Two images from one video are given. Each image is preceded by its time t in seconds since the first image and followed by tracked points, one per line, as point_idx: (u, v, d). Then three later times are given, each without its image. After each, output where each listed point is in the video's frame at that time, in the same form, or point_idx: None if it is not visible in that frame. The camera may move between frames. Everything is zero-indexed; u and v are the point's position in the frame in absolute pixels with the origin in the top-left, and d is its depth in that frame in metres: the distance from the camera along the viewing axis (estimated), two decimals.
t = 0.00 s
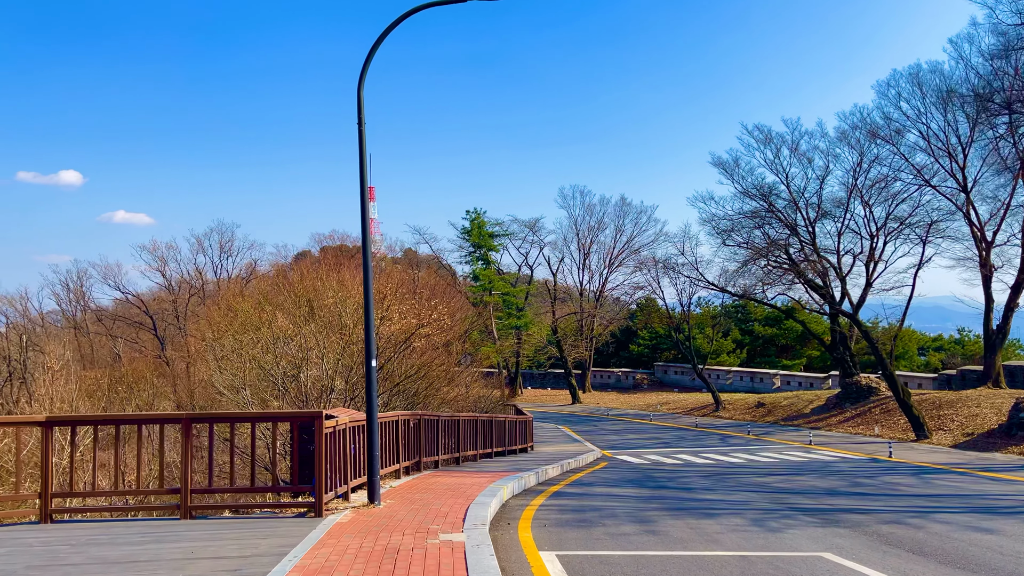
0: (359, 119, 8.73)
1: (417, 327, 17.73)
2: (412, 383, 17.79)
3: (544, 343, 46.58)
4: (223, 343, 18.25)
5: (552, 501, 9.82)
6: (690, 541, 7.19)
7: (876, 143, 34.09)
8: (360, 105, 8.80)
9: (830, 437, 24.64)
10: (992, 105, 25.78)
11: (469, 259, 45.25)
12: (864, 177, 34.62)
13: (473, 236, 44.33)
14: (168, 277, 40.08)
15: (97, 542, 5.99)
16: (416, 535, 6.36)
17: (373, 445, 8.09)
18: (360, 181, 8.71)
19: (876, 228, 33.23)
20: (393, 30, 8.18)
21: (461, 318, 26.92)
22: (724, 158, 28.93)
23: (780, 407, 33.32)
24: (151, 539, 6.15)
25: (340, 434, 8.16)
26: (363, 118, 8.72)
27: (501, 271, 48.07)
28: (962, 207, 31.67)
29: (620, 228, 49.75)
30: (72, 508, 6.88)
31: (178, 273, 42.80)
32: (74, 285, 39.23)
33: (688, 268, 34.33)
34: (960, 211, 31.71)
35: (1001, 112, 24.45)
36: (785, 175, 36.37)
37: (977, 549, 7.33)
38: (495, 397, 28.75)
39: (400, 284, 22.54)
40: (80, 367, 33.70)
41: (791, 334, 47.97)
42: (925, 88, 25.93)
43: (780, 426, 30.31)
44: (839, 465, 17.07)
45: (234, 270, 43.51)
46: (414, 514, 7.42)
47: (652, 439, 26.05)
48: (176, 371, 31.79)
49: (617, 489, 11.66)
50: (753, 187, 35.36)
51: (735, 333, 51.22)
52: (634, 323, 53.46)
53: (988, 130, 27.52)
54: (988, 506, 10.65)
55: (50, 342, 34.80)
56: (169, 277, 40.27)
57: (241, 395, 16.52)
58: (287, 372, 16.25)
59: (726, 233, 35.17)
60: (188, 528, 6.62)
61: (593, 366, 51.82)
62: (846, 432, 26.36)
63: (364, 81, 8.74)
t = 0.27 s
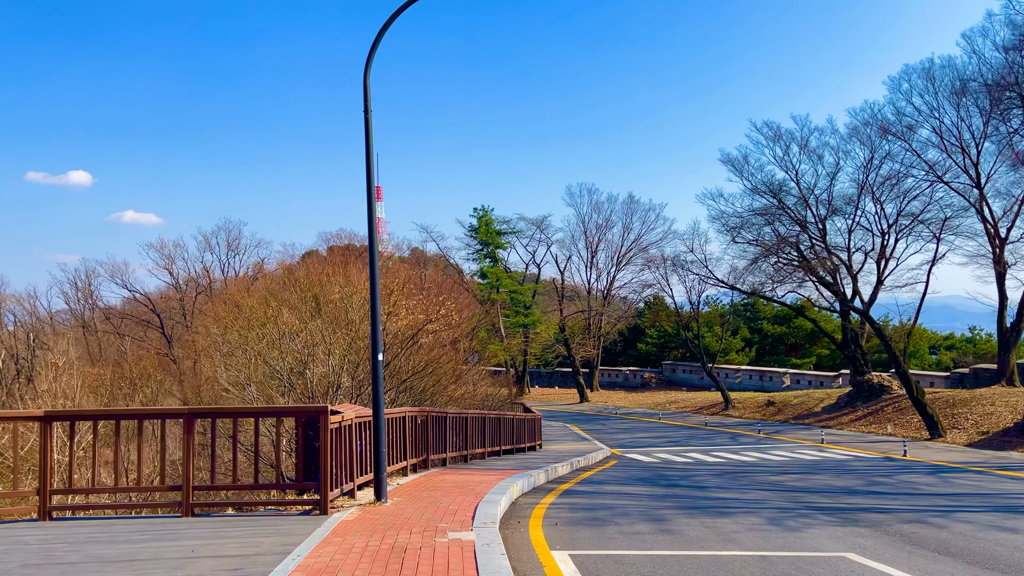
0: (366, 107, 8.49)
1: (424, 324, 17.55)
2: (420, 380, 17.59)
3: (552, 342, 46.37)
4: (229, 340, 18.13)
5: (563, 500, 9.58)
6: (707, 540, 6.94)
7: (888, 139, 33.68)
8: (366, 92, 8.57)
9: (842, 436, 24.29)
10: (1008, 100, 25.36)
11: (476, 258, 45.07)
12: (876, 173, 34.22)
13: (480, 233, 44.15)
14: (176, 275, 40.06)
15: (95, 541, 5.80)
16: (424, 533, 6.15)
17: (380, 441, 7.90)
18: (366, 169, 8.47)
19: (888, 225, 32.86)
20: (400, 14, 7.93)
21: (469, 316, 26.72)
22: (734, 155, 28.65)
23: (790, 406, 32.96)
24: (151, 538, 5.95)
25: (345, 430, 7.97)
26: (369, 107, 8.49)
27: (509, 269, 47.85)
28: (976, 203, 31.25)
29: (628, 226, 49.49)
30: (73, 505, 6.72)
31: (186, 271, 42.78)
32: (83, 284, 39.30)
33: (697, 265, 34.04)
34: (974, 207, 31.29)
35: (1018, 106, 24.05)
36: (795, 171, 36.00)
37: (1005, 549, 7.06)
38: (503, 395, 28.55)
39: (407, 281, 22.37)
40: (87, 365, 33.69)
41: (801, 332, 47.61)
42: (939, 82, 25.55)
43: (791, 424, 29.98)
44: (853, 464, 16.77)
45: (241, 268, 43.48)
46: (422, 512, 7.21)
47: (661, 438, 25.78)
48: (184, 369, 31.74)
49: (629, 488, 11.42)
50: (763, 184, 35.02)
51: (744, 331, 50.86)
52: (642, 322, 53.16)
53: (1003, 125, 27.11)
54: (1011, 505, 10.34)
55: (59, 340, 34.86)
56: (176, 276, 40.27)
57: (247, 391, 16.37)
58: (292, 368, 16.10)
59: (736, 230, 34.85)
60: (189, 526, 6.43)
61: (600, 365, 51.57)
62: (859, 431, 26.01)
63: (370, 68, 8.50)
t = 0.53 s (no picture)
0: (372, 101, 8.26)
1: (432, 323, 17.34)
2: (427, 381, 17.39)
3: (560, 341, 46.13)
4: (234, 339, 18.00)
5: (575, 504, 9.35)
6: (725, 548, 6.71)
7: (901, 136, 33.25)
8: (372, 87, 8.34)
9: (855, 437, 23.94)
10: None
11: (484, 257, 44.87)
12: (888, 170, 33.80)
13: (488, 232, 43.96)
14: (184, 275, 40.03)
15: (92, 550, 5.60)
16: (432, 541, 5.93)
17: (387, 444, 7.69)
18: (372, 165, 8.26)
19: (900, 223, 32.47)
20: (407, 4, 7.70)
21: (476, 315, 26.51)
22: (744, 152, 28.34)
23: (801, 406, 32.59)
24: (150, 545, 5.75)
25: (351, 433, 7.77)
26: (375, 102, 8.27)
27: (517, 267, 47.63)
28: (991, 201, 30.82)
29: (637, 225, 49.17)
30: (71, 510, 6.54)
31: (194, 271, 42.77)
32: (92, 284, 39.36)
33: (707, 264, 33.73)
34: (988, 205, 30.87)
35: None
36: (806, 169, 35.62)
37: None
38: (511, 395, 28.34)
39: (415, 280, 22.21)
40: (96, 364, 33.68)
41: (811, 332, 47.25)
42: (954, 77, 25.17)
43: (802, 425, 29.62)
44: (868, 466, 16.46)
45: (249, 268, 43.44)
46: (430, 518, 7.00)
47: (671, 439, 25.51)
48: (192, 368, 31.68)
49: (641, 491, 11.17)
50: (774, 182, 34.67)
51: (754, 331, 50.46)
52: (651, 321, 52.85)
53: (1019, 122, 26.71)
54: None
55: (68, 339, 34.94)
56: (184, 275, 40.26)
57: (252, 392, 16.22)
58: (298, 368, 15.93)
59: (746, 229, 34.51)
60: (191, 533, 6.24)
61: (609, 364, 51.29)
62: (872, 432, 25.63)
63: (376, 63, 8.27)
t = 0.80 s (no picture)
0: (377, 88, 8.01)
1: (438, 319, 17.17)
2: (433, 377, 17.19)
3: (567, 339, 45.91)
4: (238, 336, 17.87)
5: (583, 502, 9.14)
6: (740, 547, 6.49)
7: (912, 132, 32.85)
8: (376, 73, 8.08)
9: (867, 435, 23.62)
10: None
11: (490, 254, 44.66)
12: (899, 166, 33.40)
13: (495, 229, 43.77)
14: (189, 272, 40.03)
15: (87, 549, 5.43)
16: (437, 541, 5.72)
17: (391, 441, 7.51)
18: (377, 156, 8.04)
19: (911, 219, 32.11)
20: None
21: (483, 312, 26.33)
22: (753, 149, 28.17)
23: (810, 404, 32.26)
24: (145, 544, 5.57)
25: (355, 428, 7.58)
26: (380, 90, 7.99)
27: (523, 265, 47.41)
28: (1004, 197, 30.39)
29: (643, 222, 48.88)
30: (67, 508, 6.39)
31: (200, 269, 42.77)
32: (98, 281, 39.39)
33: (715, 261, 33.44)
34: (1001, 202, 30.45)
35: None
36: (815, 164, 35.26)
37: None
38: (517, 392, 28.17)
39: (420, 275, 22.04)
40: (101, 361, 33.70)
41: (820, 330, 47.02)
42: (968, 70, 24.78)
43: (811, 423, 29.31)
44: (880, 464, 16.17)
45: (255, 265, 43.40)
46: (435, 517, 6.80)
47: (679, 436, 25.26)
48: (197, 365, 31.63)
49: (651, 489, 10.95)
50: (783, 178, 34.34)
51: (762, 328, 50.11)
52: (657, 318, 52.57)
53: None
54: None
55: (74, 337, 34.96)
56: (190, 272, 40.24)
57: (255, 388, 16.05)
58: (302, 364, 15.77)
59: (755, 225, 34.21)
60: (189, 531, 6.06)
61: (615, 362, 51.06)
62: (883, 429, 25.30)
63: (381, 50, 7.98)
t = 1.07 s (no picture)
0: (379, 76, 7.64)
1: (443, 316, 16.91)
2: (438, 375, 16.96)
3: (573, 337, 45.69)
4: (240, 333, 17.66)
5: (592, 504, 8.88)
6: (757, 554, 6.21)
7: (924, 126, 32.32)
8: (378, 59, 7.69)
9: (878, 434, 23.28)
10: None
11: (496, 251, 44.41)
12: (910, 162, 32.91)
13: (500, 226, 43.52)
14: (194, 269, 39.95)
15: (77, 556, 5.21)
16: (442, 548, 5.48)
17: (394, 442, 7.26)
18: (380, 146, 7.68)
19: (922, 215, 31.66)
20: None
21: (488, 309, 26.07)
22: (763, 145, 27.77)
23: (819, 402, 31.91)
24: (138, 551, 5.35)
25: (357, 429, 7.34)
26: (382, 77, 7.61)
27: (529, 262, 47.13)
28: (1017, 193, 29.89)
29: (650, 219, 48.55)
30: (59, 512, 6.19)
31: (205, 266, 42.68)
32: (104, 279, 39.39)
33: (723, 258, 33.08)
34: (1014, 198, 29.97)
35: None
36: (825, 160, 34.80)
37: None
38: (523, 390, 27.92)
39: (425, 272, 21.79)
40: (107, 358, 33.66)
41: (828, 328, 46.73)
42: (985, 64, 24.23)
43: (820, 421, 28.97)
44: (894, 464, 15.84)
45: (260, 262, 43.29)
46: (440, 521, 6.55)
47: (687, 435, 24.98)
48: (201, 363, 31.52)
49: (661, 491, 10.68)
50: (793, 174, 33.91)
51: (770, 326, 49.71)
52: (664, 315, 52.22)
53: None
54: None
55: (80, 335, 34.97)
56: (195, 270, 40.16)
57: (257, 386, 15.85)
58: (305, 362, 15.54)
59: (764, 221, 33.82)
60: (184, 536, 5.84)
61: (621, 360, 50.78)
62: (894, 428, 24.94)
63: (382, 35, 7.60)
